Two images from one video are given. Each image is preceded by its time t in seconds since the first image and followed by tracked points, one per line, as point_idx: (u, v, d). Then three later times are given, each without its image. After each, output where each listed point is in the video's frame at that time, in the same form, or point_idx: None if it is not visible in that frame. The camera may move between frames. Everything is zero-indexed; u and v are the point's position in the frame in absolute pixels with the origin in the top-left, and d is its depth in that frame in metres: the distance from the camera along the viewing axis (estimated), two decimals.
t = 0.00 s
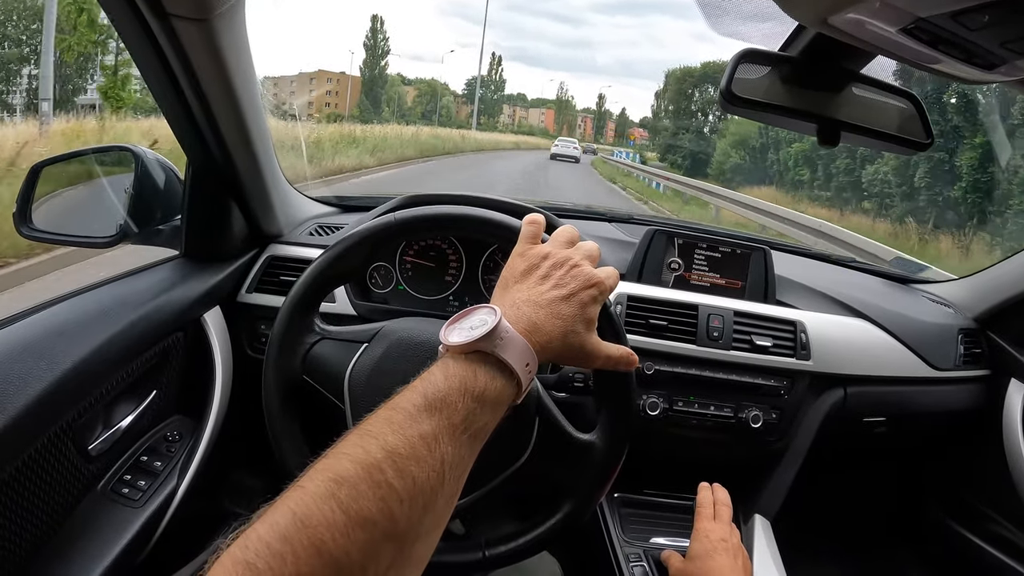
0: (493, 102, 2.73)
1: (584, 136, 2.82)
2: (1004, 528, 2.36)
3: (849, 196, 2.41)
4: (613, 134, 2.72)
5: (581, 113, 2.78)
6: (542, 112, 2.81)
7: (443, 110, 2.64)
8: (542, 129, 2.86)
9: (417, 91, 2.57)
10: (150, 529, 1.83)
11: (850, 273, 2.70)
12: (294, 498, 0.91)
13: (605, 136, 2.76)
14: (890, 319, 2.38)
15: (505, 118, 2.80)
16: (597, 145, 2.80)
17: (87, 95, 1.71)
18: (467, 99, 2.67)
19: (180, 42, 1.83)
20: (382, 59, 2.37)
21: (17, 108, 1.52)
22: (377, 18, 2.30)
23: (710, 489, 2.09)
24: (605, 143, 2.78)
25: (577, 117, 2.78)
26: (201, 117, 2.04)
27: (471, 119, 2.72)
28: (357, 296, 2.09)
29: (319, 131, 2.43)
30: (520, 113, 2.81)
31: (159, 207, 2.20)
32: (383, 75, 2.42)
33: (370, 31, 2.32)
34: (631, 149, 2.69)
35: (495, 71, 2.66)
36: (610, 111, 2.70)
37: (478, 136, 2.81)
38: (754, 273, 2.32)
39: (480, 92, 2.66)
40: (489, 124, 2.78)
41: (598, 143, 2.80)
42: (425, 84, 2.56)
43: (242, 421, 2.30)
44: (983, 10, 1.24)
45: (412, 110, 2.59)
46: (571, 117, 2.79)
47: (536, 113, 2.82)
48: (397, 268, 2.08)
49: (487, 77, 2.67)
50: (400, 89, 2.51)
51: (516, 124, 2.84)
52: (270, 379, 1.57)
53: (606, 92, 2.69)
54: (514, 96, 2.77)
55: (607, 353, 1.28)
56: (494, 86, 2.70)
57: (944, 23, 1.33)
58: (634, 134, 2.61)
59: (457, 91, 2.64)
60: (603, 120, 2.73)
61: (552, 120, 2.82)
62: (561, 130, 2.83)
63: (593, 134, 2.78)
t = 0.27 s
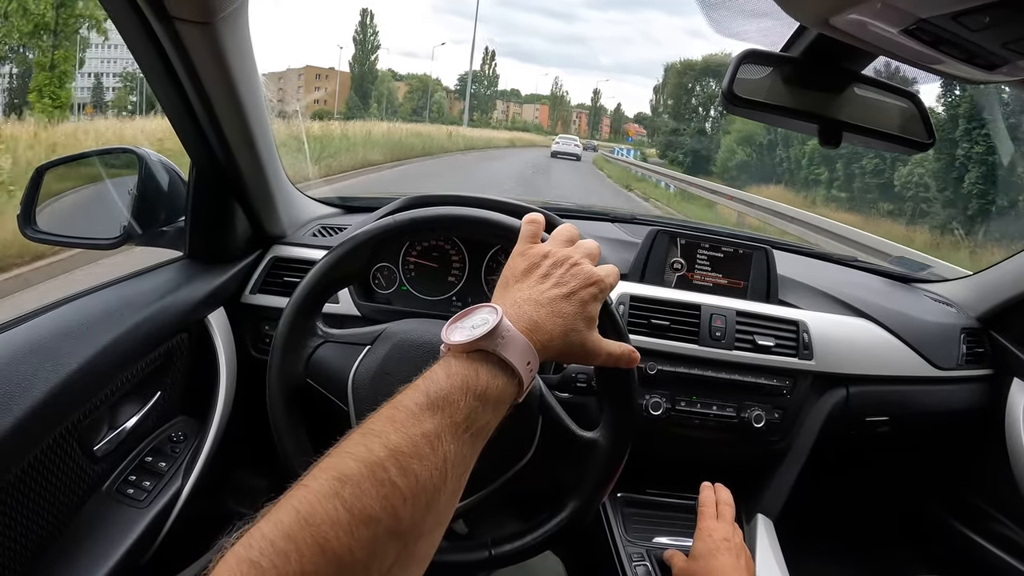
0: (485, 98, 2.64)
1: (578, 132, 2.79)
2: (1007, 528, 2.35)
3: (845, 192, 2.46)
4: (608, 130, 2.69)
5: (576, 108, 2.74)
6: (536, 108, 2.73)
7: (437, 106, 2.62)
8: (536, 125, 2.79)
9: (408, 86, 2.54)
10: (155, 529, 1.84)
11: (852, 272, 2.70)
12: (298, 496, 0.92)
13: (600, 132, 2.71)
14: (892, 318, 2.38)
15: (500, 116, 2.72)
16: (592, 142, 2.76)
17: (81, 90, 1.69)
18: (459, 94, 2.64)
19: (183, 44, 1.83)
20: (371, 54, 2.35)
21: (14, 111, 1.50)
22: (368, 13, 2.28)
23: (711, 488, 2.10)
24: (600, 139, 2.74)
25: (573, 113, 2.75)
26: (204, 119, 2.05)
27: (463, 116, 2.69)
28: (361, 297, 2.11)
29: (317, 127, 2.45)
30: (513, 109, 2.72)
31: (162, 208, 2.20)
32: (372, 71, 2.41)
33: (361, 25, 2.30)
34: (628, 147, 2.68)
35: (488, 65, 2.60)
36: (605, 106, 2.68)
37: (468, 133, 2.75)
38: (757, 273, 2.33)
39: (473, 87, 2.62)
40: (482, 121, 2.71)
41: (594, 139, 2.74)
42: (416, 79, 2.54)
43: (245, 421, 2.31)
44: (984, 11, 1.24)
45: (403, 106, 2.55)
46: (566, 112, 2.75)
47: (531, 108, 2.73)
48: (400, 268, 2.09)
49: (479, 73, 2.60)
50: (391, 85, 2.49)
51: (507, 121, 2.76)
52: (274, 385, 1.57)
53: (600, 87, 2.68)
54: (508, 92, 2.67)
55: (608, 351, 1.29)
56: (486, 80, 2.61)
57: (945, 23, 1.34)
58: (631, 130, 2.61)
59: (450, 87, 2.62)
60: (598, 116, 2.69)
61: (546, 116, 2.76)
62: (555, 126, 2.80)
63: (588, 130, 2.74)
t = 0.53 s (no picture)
0: (481, 96, 2.72)
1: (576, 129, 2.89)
2: (1010, 529, 2.34)
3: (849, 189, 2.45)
4: (606, 128, 2.77)
5: (574, 107, 2.82)
6: (533, 105, 2.81)
7: (432, 104, 2.70)
8: (534, 122, 2.87)
9: (402, 83, 2.60)
10: (158, 528, 1.84)
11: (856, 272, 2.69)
12: (296, 494, 0.91)
13: (597, 129, 2.78)
14: (896, 318, 2.37)
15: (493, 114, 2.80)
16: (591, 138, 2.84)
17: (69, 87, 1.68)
18: (453, 90, 2.70)
19: (186, 46, 1.84)
20: (363, 51, 2.41)
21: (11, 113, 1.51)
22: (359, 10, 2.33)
23: (713, 488, 2.09)
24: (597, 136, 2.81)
25: (570, 110, 2.82)
26: (207, 120, 2.05)
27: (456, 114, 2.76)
28: (363, 297, 2.11)
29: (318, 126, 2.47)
30: (509, 107, 2.79)
31: (166, 209, 2.21)
32: (364, 68, 2.46)
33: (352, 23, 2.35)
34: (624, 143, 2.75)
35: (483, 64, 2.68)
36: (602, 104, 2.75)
37: (460, 132, 2.81)
38: (760, 273, 2.32)
39: (468, 85, 2.69)
40: (478, 118, 2.79)
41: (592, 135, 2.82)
42: (410, 78, 2.61)
43: (248, 422, 2.32)
44: (985, 10, 1.24)
45: (395, 103, 2.61)
46: (562, 110, 2.83)
47: (528, 106, 2.80)
48: (403, 269, 2.09)
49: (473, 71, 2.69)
50: (384, 82, 2.54)
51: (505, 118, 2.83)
52: (276, 388, 1.58)
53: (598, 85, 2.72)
54: (503, 89, 2.75)
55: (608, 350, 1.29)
56: (478, 78, 2.69)
57: (946, 22, 1.34)
58: (628, 127, 2.69)
59: (444, 85, 2.70)
60: (595, 113, 2.76)
61: (543, 113, 2.84)
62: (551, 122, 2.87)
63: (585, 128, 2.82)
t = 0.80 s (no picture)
0: (472, 93, 2.62)
1: (570, 127, 2.81)
2: (1013, 525, 2.34)
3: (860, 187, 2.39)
4: (600, 124, 2.72)
5: (568, 104, 2.74)
6: (526, 103, 2.73)
7: (422, 102, 2.57)
8: (526, 120, 2.78)
9: (391, 81, 2.49)
10: (160, 528, 1.84)
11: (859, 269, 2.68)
12: (297, 493, 0.91)
13: (591, 126, 2.75)
14: (899, 315, 2.36)
15: (483, 112, 2.70)
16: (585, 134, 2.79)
17: (49, 80, 1.61)
18: (443, 87, 2.57)
19: (186, 44, 1.83)
20: (351, 48, 2.29)
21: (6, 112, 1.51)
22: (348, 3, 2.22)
23: (716, 486, 2.09)
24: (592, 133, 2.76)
25: (563, 107, 2.74)
26: (208, 118, 2.05)
27: (448, 113, 2.64)
28: (365, 295, 2.09)
29: (321, 126, 2.44)
30: (502, 104, 2.70)
31: (167, 208, 2.21)
32: (352, 66, 2.34)
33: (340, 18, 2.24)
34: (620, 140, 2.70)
35: (474, 59, 2.57)
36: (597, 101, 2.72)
37: (448, 130, 2.69)
38: (763, 270, 2.32)
39: (459, 83, 2.57)
40: (468, 116, 2.68)
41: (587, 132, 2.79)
42: (399, 74, 2.48)
43: (250, 420, 2.31)
44: (989, 3, 1.23)
45: (384, 101, 2.50)
46: (555, 107, 2.74)
47: (521, 103, 2.73)
48: (405, 267, 2.09)
49: (464, 67, 2.57)
50: (373, 80, 2.43)
51: (496, 116, 2.73)
52: (278, 385, 1.58)
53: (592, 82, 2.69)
54: (496, 86, 2.66)
55: (611, 347, 1.28)
56: (468, 74, 2.57)
57: (949, 16, 1.33)
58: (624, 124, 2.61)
59: (435, 81, 2.56)
60: (589, 111, 2.74)
61: (537, 110, 2.75)
62: (545, 121, 2.80)
63: (579, 125, 2.79)
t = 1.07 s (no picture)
0: (463, 90, 2.68)
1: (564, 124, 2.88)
2: (1015, 523, 2.34)
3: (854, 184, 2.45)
4: (593, 121, 2.82)
5: (561, 100, 2.81)
6: (519, 99, 2.81)
7: (412, 100, 2.61)
8: (519, 117, 2.86)
9: (380, 78, 2.51)
10: (163, 527, 1.84)
11: (861, 267, 2.68)
12: (301, 492, 0.90)
13: (586, 123, 2.83)
14: (902, 313, 2.36)
15: (476, 108, 2.77)
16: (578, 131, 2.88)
17: (27, 80, 1.54)
18: (432, 85, 2.62)
19: (188, 41, 1.83)
20: (339, 44, 2.27)
21: (3, 110, 1.49)
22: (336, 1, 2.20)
23: (719, 484, 2.09)
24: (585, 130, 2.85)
25: (557, 103, 2.81)
26: (209, 116, 2.04)
27: (438, 110, 2.71)
28: (368, 294, 2.08)
29: (322, 124, 2.46)
30: (494, 101, 2.79)
31: (169, 206, 2.20)
32: (340, 63, 2.33)
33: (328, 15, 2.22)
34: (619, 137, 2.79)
35: (466, 56, 2.63)
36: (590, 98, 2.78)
37: (443, 127, 2.79)
38: (766, 268, 2.32)
39: (450, 80, 2.63)
40: (460, 112, 2.76)
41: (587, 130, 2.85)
42: (388, 71, 2.51)
43: (252, 419, 2.31)
44: None
45: (371, 98, 2.51)
46: (549, 103, 2.81)
47: (513, 100, 2.81)
48: (408, 265, 2.09)
49: (453, 64, 2.62)
50: (363, 77, 2.44)
51: (489, 113, 2.82)
52: (281, 383, 1.57)
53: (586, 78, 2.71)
54: (488, 84, 2.74)
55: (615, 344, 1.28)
56: (457, 71, 2.63)
57: (953, 12, 1.33)
58: (622, 122, 2.71)
59: (425, 78, 2.59)
60: (582, 108, 2.79)
61: (530, 107, 2.82)
62: (539, 118, 2.83)
63: (573, 121, 2.84)
